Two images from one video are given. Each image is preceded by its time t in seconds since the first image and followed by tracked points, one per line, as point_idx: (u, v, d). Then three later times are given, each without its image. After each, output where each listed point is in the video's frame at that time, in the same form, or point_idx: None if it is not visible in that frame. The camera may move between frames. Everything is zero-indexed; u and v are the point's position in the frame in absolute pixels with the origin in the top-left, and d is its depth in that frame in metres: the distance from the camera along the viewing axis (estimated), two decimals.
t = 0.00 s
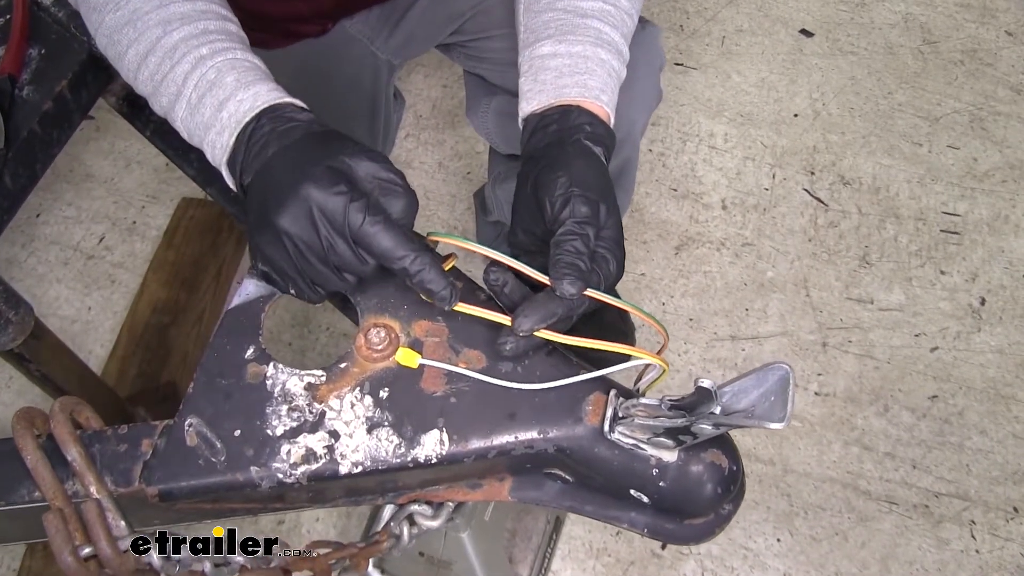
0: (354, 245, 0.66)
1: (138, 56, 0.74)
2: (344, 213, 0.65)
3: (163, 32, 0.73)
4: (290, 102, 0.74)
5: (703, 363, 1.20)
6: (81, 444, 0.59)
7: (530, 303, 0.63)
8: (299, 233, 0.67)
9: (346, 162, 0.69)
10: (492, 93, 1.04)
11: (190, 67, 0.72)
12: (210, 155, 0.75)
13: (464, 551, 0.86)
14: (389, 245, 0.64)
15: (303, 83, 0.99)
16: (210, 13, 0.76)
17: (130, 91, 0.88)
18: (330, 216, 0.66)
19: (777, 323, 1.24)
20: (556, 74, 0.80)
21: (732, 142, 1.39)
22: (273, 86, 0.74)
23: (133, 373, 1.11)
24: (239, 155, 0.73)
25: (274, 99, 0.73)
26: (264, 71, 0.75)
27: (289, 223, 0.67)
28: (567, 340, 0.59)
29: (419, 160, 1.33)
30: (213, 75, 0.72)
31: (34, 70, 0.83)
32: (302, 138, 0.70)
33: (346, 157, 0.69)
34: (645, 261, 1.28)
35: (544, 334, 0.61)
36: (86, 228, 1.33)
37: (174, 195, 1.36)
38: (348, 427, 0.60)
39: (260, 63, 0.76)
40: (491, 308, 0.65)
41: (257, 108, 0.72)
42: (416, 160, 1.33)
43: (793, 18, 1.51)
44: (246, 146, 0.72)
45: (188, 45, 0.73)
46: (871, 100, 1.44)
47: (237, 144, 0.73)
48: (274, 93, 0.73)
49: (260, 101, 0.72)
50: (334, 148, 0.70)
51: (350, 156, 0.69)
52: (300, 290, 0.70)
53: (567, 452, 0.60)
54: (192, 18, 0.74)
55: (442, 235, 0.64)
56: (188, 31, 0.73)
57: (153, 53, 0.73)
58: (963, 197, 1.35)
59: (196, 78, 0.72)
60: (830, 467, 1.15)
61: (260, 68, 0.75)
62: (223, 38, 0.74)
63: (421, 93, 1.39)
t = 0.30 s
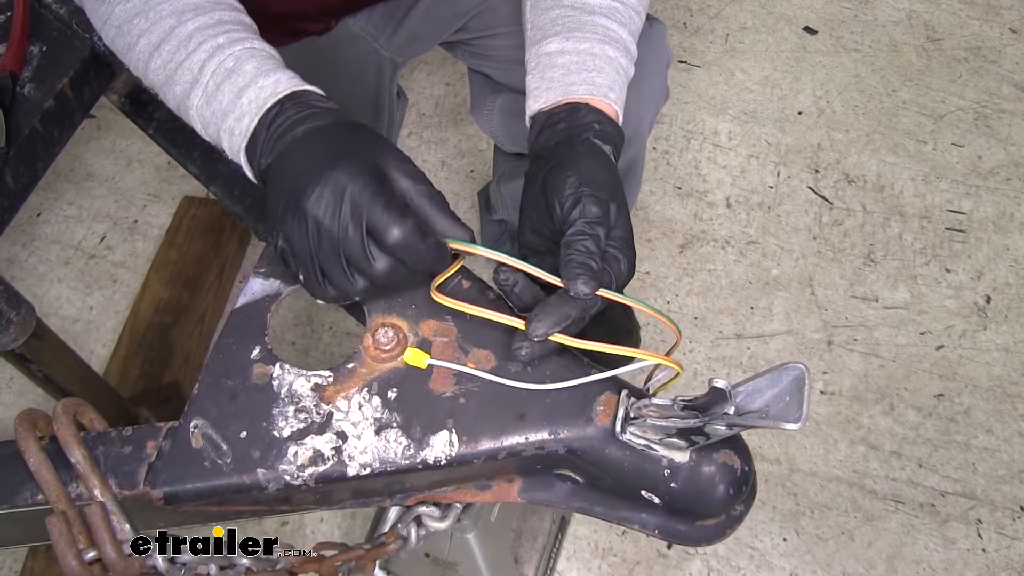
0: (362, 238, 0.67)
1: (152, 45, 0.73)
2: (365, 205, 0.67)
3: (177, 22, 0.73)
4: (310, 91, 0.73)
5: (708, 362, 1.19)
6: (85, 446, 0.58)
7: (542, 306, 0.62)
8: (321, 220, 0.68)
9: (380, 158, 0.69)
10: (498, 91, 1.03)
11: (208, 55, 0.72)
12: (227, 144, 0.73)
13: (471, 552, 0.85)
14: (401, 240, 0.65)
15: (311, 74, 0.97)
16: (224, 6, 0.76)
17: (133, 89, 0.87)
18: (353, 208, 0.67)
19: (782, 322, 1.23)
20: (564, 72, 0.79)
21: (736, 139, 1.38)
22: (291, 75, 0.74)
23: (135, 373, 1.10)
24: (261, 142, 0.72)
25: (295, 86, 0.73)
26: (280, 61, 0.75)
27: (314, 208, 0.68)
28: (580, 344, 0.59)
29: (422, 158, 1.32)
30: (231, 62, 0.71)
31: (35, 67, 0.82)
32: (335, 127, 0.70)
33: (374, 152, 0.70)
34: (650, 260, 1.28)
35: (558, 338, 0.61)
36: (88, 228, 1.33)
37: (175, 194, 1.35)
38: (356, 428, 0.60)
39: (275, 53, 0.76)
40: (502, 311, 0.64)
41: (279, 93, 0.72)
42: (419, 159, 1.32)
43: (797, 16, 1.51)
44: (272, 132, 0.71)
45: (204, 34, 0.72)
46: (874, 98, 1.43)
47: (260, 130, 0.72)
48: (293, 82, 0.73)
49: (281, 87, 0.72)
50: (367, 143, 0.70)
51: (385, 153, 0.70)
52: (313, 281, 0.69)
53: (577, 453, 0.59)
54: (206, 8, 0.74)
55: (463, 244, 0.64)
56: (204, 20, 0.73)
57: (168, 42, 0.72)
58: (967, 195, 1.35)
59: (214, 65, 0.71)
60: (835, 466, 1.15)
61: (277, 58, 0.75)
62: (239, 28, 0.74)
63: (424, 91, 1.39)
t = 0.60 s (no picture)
0: (336, 276, 0.67)
1: (145, 50, 0.73)
2: (328, 247, 0.66)
3: (169, 24, 0.72)
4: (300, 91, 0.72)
5: (710, 360, 1.19)
6: (86, 445, 0.58)
7: (543, 301, 0.62)
8: (294, 266, 0.68)
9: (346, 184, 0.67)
10: (502, 89, 1.03)
11: (198, 61, 0.71)
12: (230, 149, 0.74)
13: (474, 550, 0.85)
14: (376, 275, 0.65)
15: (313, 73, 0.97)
16: (216, 3, 0.74)
17: (134, 86, 0.87)
18: (319, 249, 0.67)
19: (785, 320, 1.23)
20: (566, 68, 0.79)
21: (738, 137, 1.38)
22: (284, 75, 0.73)
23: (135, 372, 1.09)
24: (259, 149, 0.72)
25: (285, 89, 0.71)
26: (273, 59, 0.74)
27: (286, 254, 0.68)
28: (580, 337, 0.58)
29: (423, 156, 1.32)
30: (220, 66, 0.71)
31: (36, 63, 0.81)
32: (298, 150, 0.68)
33: (340, 179, 0.67)
34: (652, 258, 1.28)
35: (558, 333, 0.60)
36: (88, 226, 1.32)
37: (176, 192, 1.34)
38: (360, 427, 0.60)
39: (268, 50, 0.75)
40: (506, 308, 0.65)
41: (270, 98, 0.71)
42: (421, 157, 1.32)
43: (798, 14, 1.50)
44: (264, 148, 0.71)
45: (194, 36, 0.72)
46: (876, 96, 1.43)
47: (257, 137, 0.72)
48: (283, 83, 0.72)
49: (270, 90, 0.71)
50: (332, 165, 0.68)
51: (350, 172, 0.67)
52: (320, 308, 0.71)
53: (583, 451, 0.59)
54: (197, 7, 0.73)
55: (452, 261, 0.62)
56: (195, 23, 0.72)
57: (160, 48, 0.72)
58: (969, 193, 1.35)
59: (205, 71, 0.71)
60: (838, 464, 1.14)
61: (270, 57, 0.74)
62: (230, 28, 0.73)
63: (426, 89, 1.38)
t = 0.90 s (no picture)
0: (334, 289, 0.66)
1: (139, 55, 0.72)
2: (324, 258, 0.66)
3: (162, 29, 0.72)
4: (295, 97, 0.72)
5: (710, 359, 1.19)
6: (84, 448, 0.58)
7: (539, 299, 0.62)
8: (293, 278, 0.67)
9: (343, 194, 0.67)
10: (500, 88, 1.02)
11: (192, 66, 0.71)
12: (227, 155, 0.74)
13: (473, 551, 0.85)
14: (374, 287, 0.63)
15: (309, 76, 0.97)
16: (210, 6, 0.74)
17: (131, 87, 0.87)
18: (317, 260, 0.66)
19: (784, 319, 1.23)
20: (563, 65, 0.79)
21: (736, 136, 1.38)
22: (279, 79, 0.72)
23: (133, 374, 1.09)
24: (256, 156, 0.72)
25: (279, 94, 0.71)
26: (267, 63, 0.73)
27: (285, 267, 0.67)
28: (578, 335, 0.58)
29: (421, 156, 1.32)
30: (214, 72, 0.71)
31: (33, 64, 0.81)
32: (294, 160, 0.68)
33: (338, 189, 0.67)
34: (651, 257, 1.27)
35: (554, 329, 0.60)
36: (85, 227, 1.32)
37: (173, 194, 1.34)
38: (360, 428, 0.60)
39: (262, 54, 0.74)
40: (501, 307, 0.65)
41: (265, 104, 0.70)
42: (418, 157, 1.32)
43: (795, 12, 1.50)
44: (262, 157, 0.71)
45: (188, 41, 0.72)
46: (874, 95, 1.43)
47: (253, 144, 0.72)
48: (278, 88, 0.71)
49: (264, 96, 0.70)
50: (329, 176, 0.67)
51: (347, 181, 0.67)
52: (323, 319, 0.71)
53: (583, 451, 0.59)
54: (191, 11, 0.73)
55: (448, 272, 0.63)
56: (188, 27, 0.72)
57: (154, 52, 0.72)
58: (967, 191, 1.35)
59: (198, 77, 0.71)
60: (838, 463, 1.14)
61: (265, 61, 0.73)
62: (224, 32, 0.73)
63: (424, 89, 1.38)
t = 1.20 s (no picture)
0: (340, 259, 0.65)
1: (146, 62, 0.72)
2: (332, 227, 0.65)
3: (170, 37, 0.72)
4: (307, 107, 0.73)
5: (707, 363, 1.19)
6: (82, 458, 0.57)
7: (530, 308, 0.62)
8: (300, 251, 0.67)
9: (353, 175, 0.68)
10: (495, 93, 1.02)
11: (201, 74, 0.71)
12: (231, 164, 0.73)
13: (472, 557, 0.84)
14: (383, 247, 0.62)
15: (305, 82, 0.98)
16: (218, 16, 0.74)
17: (128, 94, 0.87)
18: (325, 228, 0.66)
19: (781, 322, 1.23)
20: (556, 71, 0.79)
21: (732, 140, 1.38)
22: (290, 91, 0.73)
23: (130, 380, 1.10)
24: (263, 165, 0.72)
25: (291, 106, 0.72)
26: (277, 74, 0.74)
27: (289, 241, 0.67)
28: (574, 344, 0.58)
29: (417, 161, 1.32)
30: (225, 80, 0.71)
31: (29, 73, 0.81)
32: (303, 151, 0.69)
33: (348, 171, 0.68)
34: (647, 261, 1.28)
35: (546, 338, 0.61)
36: (82, 234, 1.32)
37: (169, 199, 1.34)
38: (357, 436, 0.60)
39: (272, 64, 0.74)
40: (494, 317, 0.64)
41: (276, 114, 0.71)
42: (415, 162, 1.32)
43: (790, 16, 1.51)
44: (268, 153, 0.71)
45: (197, 50, 0.72)
46: (869, 97, 1.43)
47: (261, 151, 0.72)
48: (290, 99, 0.72)
49: (277, 106, 0.71)
50: (336, 159, 0.69)
51: (358, 165, 0.69)
52: (318, 313, 0.70)
53: (581, 459, 0.59)
54: (200, 21, 0.73)
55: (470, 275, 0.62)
56: (198, 35, 0.72)
57: (161, 60, 0.72)
58: (962, 193, 1.35)
59: (209, 85, 0.71)
60: (835, 466, 1.14)
61: (275, 72, 0.74)
62: (234, 42, 0.73)
63: (420, 94, 1.38)
